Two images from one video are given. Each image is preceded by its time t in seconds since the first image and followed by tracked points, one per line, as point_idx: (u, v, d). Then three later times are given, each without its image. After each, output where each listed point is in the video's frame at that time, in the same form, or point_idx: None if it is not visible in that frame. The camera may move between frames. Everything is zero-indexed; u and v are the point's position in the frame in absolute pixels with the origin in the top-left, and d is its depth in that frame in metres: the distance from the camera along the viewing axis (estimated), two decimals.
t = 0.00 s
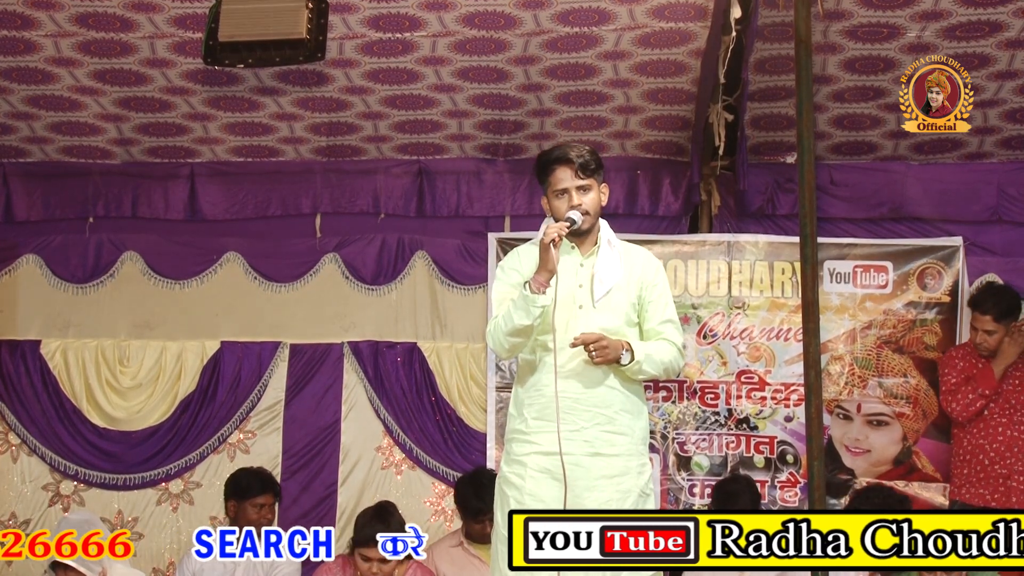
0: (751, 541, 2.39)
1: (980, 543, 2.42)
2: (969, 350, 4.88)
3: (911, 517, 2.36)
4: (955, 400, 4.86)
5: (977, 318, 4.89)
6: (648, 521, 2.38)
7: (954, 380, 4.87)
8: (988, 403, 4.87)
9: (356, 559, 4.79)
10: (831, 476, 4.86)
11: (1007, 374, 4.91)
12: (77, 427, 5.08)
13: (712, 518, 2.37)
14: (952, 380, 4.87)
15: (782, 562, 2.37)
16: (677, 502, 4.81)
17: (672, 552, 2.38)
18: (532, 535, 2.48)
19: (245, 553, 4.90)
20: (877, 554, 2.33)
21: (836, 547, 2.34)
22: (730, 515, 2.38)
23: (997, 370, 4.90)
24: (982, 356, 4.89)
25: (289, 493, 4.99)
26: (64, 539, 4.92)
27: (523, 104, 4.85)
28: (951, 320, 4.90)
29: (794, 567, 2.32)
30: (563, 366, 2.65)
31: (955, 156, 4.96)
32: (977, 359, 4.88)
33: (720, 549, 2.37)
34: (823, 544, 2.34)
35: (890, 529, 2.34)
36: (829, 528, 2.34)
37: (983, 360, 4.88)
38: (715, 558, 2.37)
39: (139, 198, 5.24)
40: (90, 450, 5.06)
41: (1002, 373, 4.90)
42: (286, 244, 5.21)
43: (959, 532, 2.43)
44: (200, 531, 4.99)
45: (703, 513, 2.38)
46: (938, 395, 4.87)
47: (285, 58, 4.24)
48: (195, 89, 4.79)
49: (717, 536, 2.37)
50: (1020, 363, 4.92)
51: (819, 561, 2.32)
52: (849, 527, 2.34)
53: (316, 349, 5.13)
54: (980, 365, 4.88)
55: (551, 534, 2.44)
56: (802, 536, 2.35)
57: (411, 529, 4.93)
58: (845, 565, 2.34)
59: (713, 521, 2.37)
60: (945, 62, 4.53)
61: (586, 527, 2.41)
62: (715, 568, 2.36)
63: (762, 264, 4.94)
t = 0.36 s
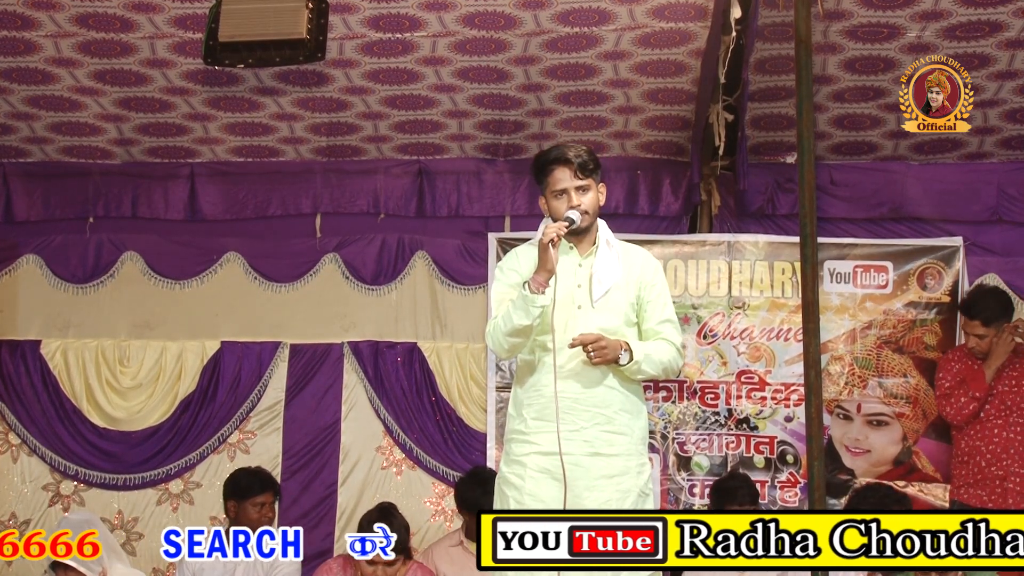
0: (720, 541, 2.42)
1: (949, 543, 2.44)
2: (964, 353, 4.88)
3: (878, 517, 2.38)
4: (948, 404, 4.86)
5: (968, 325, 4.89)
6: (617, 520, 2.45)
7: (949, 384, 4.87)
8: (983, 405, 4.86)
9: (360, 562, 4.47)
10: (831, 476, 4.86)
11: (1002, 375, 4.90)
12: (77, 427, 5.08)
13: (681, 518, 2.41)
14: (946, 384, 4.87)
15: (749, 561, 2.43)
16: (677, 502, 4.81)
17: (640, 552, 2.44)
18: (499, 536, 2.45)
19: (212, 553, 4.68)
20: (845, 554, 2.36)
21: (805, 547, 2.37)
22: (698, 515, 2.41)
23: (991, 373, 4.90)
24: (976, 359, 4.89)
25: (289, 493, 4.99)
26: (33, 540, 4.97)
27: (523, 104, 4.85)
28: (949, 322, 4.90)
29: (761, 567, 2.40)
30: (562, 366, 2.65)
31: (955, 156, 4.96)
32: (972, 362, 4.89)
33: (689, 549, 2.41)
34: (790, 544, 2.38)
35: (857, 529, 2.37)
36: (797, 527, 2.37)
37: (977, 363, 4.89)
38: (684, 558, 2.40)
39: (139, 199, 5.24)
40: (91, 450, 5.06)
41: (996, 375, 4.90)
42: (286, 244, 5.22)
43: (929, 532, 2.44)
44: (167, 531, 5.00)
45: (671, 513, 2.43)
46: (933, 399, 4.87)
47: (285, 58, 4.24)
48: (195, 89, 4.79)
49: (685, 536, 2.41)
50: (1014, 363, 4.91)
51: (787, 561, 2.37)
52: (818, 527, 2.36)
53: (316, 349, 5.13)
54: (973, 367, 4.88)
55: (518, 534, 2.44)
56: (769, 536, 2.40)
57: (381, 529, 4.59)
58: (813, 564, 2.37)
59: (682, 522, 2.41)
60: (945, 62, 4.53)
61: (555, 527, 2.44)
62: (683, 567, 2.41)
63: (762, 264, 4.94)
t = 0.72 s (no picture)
0: (687, 541, 2.42)
1: (916, 544, 2.40)
2: (964, 353, 4.88)
3: (847, 517, 2.36)
4: (950, 405, 4.86)
5: (968, 325, 4.89)
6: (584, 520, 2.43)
7: (950, 384, 4.87)
8: (984, 406, 4.87)
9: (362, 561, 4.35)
10: (831, 476, 4.86)
11: (1003, 375, 4.91)
12: (77, 427, 5.08)
13: (648, 518, 2.43)
14: (948, 384, 4.87)
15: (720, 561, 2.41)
16: (677, 502, 4.81)
17: (609, 552, 2.44)
18: (468, 535, 2.45)
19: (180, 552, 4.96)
20: (814, 554, 2.36)
21: (773, 547, 2.40)
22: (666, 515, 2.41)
23: (992, 373, 4.90)
24: (977, 360, 4.89)
25: (289, 493, 4.98)
26: None
27: (523, 104, 4.84)
28: (949, 321, 4.90)
29: (731, 566, 2.39)
30: (562, 366, 2.65)
31: (955, 156, 4.96)
32: (973, 361, 4.88)
33: (657, 548, 2.42)
34: (759, 544, 2.41)
35: (826, 529, 2.35)
36: (766, 528, 2.40)
37: (978, 363, 4.89)
38: (652, 557, 2.42)
39: (139, 198, 5.24)
40: (90, 450, 5.06)
41: (997, 376, 4.90)
42: (286, 244, 5.22)
43: (897, 532, 2.41)
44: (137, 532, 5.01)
45: (640, 514, 2.46)
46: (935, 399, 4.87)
47: (285, 58, 4.24)
48: (195, 89, 4.79)
49: (653, 536, 2.42)
50: (1014, 363, 4.92)
51: (755, 561, 2.39)
52: (785, 527, 2.39)
53: (316, 349, 5.13)
54: (974, 367, 4.88)
55: (487, 534, 2.43)
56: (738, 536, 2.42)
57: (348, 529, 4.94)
58: (781, 564, 2.39)
59: (650, 521, 2.43)
60: (946, 62, 4.53)
61: (524, 526, 2.42)
62: (651, 567, 2.42)
63: (762, 264, 4.94)
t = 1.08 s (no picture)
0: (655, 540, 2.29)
1: (886, 544, 2.19)
2: (967, 352, 4.88)
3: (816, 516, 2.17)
4: (957, 405, 4.87)
5: (971, 326, 4.90)
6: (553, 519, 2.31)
7: (956, 384, 4.87)
8: (990, 406, 4.89)
9: (360, 562, 4.26)
10: (831, 476, 4.86)
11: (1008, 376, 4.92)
12: (77, 427, 5.08)
13: (617, 517, 2.30)
14: (954, 385, 4.87)
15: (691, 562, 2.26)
16: (677, 502, 4.81)
17: (577, 552, 2.30)
18: (436, 536, 2.34)
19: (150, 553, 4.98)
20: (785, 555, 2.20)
21: (742, 547, 2.24)
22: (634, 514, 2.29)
23: (997, 373, 4.91)
24: (981, 360, 4.89)
25: (289, 493, 4.98)
26: None
27: (523, 104, 4.84)
28: (951, 321, 4.90)
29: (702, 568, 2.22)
30: (561, 366, 2.65)
31: (955, 156, 4.96)
32: (977, 361, 4.89)
33: (626, 549, 2.28)
34: (727, 544, 2.24)
35: (794, 529, 2.19)
36: (734, 527, 2.25)
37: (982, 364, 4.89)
38: (621, 558, 2.28)
39: (139, 198, 5.24)
40: (90, 450, 5.06)
41: (1003, 376, 4.91)
42: (286, 244, 5.22)
43: (866, 532, 2.19)
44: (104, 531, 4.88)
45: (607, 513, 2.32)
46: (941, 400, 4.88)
47: (285, 58, 4.24)
48: (195, 89, 4.79)
49: (622, 536, 2.29)
50: (1019, 364, 4.92)
51: (725, 562, 2.23)
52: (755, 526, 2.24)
53: (316, 349, 5.13)
54: (978, 368, 4.89)
55: (455, 534, 2.32)
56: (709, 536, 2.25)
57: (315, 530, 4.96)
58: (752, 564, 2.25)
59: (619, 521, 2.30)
60: (946, 62, 4.53)
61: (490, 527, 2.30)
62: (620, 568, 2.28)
63: (762, 264, 4.94)
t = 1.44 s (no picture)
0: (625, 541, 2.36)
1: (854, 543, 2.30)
2: (968, 351, 4.88)
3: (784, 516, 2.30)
4: (960, 403, 4.87)
5: (973, 325, 4.89)
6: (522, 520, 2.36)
7: (958, 383, 4.87)
8: (992, 405, 4.88)
9: (360, 562, 4.25)
10: (830, 476, 4.87)
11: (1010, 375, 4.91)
12: (77, 426, 5.08)
13: (586, 517, 2.36)
14: (956, 383, 4.87)
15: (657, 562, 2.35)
16: (677, 502, 4.81)
17: (546, 552, 2.36)
18: (405, 536, 2.39)
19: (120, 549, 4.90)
20: (751, 554, 2.32)
21: (710, 547, 2.32)
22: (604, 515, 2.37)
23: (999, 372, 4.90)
24: (983, 360, 4.89)
25: (289, 493, 4.98)
26: None
27: (523, 104, 4.84)
28: (954, 320, 4.90)
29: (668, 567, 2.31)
30: (558, 366, 2.65)
31: (955, 156, 4.97)
32: (978, 360, 4.88)
33: (594, 549, 2.34)
34: (696, 544, 2.32)
35: (762, 529, 2.31)
36: (703, 527, 2.33)
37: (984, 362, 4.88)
38: (590, 558, 2.34)
39: (139, 199, 5.24)
40: (90, 449, 5.06)
41: (1005, 375, 4.90)
42: (285, 244, 5.22)
43: (834, 532, 2.29)
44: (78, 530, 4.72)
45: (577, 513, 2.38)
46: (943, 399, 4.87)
47: (285, 58, 4.24)
48: (195, 89, 4.79)
49: (591, 536, 2.35)
50: (1021, 364, 4.91)
51: (693, 561, 2.31)
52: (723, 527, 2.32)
53: (316, 348, 5.13)
54: (980, 367, 4.88)
55: (423, 534, 2.38)
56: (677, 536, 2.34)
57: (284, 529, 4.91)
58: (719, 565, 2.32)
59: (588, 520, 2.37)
60: (945, 62, 4.53)
61: (459, 526, 2.35)
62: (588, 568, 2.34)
63: (762, 264, 4.93)
